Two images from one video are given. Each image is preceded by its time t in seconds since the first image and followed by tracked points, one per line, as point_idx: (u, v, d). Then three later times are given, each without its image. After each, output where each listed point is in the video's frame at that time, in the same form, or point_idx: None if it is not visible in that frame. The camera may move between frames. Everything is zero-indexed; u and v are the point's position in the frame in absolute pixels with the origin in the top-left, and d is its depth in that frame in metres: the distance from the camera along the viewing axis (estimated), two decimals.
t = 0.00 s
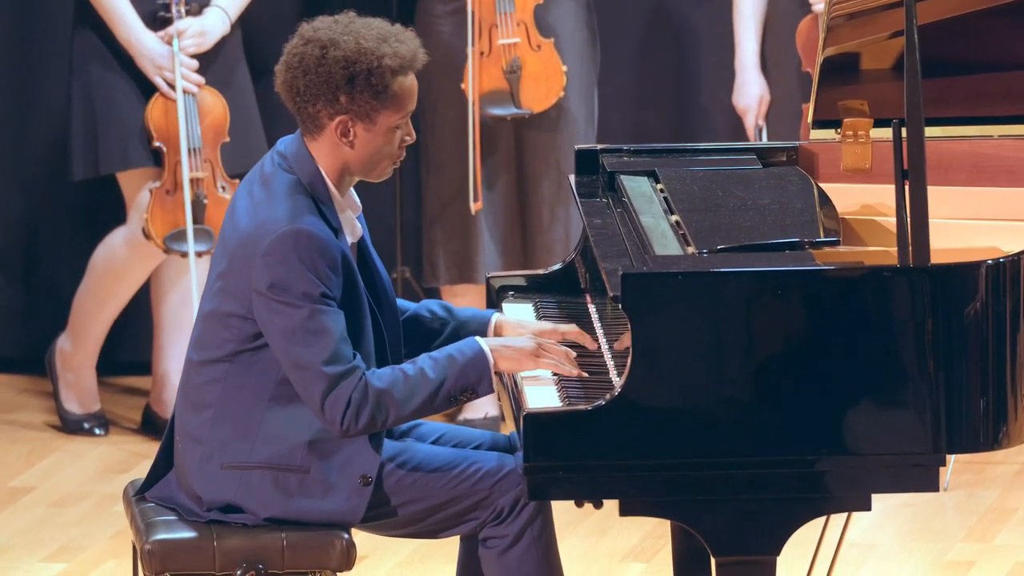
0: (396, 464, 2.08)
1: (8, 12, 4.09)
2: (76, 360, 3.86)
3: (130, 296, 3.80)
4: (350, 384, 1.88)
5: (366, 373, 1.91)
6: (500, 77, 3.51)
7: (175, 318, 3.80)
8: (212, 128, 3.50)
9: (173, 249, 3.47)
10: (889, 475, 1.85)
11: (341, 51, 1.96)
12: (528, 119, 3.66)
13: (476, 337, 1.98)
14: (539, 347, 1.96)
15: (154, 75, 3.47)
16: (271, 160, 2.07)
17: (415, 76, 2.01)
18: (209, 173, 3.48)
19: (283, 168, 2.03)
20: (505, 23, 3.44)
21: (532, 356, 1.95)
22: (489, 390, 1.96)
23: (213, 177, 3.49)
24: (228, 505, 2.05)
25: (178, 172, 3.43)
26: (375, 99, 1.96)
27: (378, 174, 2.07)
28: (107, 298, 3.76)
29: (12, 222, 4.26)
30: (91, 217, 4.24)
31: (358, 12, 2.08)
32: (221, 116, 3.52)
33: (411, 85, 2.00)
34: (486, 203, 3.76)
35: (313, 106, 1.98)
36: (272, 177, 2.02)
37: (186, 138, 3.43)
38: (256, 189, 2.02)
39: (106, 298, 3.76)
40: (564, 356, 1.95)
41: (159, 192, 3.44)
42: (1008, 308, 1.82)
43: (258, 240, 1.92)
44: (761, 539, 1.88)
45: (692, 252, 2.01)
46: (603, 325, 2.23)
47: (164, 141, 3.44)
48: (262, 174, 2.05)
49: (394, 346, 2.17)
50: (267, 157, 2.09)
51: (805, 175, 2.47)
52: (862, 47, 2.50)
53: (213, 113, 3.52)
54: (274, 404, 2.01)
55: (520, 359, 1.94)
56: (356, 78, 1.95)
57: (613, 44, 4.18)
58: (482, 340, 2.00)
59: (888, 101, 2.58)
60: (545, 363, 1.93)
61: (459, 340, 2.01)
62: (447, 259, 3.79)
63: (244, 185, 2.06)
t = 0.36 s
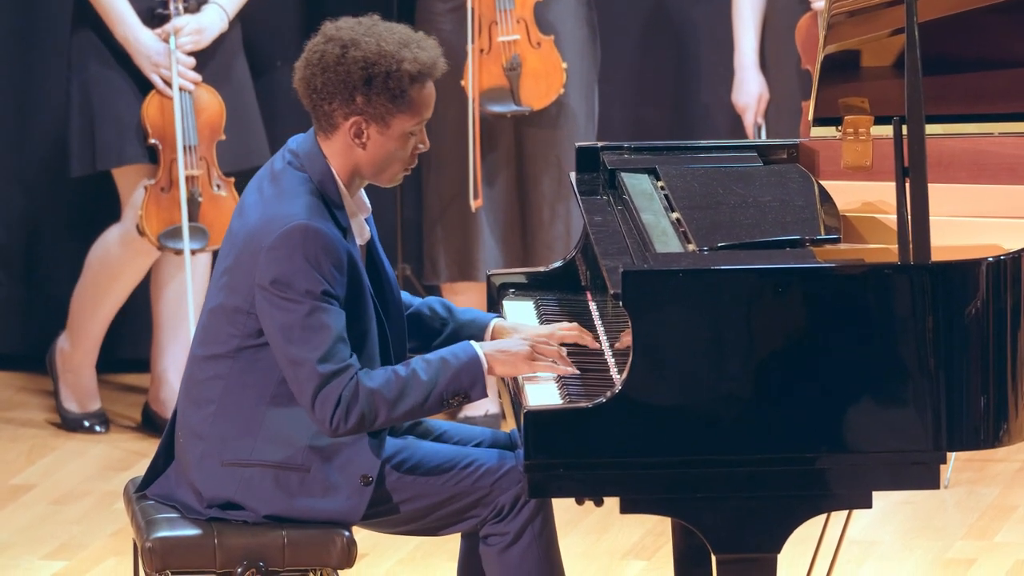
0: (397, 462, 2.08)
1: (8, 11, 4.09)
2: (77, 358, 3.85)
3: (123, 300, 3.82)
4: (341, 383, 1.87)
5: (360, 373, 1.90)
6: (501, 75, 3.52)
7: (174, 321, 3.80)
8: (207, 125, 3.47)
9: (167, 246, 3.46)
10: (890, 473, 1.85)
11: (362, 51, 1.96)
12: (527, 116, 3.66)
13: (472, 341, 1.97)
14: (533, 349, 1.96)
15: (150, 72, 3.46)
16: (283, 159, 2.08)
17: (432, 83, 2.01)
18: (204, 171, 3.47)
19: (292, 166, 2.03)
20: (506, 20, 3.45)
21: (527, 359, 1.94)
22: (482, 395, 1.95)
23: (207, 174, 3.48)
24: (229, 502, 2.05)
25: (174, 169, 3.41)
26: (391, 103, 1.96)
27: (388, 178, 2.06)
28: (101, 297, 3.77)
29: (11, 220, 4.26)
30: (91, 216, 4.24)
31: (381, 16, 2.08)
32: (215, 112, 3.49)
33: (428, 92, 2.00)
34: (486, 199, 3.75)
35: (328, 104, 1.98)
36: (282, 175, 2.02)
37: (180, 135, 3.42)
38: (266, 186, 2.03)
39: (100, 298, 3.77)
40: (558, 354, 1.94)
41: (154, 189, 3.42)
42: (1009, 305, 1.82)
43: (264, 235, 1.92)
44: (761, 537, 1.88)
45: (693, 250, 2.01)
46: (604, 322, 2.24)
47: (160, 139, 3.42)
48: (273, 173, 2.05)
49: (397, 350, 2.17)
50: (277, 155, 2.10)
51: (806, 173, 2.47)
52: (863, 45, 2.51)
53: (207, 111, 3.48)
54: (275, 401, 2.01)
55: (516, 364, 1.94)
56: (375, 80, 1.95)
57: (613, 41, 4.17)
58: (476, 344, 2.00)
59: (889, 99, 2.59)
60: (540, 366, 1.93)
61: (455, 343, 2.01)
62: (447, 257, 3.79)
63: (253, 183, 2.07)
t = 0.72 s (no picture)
0: (397, 461, 2.09)
1: (8, 10, 4.09)
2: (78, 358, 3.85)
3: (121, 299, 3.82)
4: (341, 387, 1.87)
5: (359, 377, 1.90)
6: (500, 73, 3.51)
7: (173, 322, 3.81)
8: (206, 124, 3.47)
9: (166, 244, 3.47)
10: (889, 472, 1.85)
11: (393, 63, 1.96)
12: (527, 115, 3.66)
13: (469, 345, 1.97)
14: (529, 347, 1.94)
15: (149, 71, 3.46)
16: (300, 159, 2.08)
17: (456, 97, 2.02)
18: (202, 170, 3.47)
19: (311, 168, 2.03)
20: (506, 19, 3.44)
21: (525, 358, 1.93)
22: (479, 399, 1.95)
23: (206, 173, 3.48)
24: (229, 500, 2.05)
25: (172, 168, 3.41)
26: (419, 116, 1.97)
27: (405, 186, 2.08)
28: (100, 296, 3.76)
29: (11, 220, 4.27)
30: (90, 215, 4.24)
31: (407, 24, 2.08)
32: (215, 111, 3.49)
33: (453, 106, 2.01)
34: (487, 198, 3.76)
35: (355, 113, 1.98)
36: (299, 175, 2.02)
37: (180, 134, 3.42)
38: (281, 185, 2.03)
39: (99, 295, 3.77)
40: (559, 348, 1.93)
41: (152, 187, 3.41)
42: (1008, 304, 1.81)
43: (279, 235, 1.92)
44: (761, 536, 1.88)
45: (693, 249, 2.01)
46: (603, 321, 2.23)
47: (159, 138, 3.41)
48: (289, 171, 2.05)
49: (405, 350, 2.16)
50: (294, 156, 2.09)
51: (806, 172, 2.47)
52: (863, 44, 2.53)
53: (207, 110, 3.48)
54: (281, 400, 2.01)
55: (515, 363, 1.93)
56: (404, 93, 1.96)
57: (613, 40, 4.17)
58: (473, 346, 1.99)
59: (887, 98, 2.59)
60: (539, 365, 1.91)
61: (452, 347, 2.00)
62: (447, 256, 3.79)
63: (269, 181, 2.07)
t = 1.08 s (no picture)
0: (398, 459, 2.09)
1: (7, 9, 4.09)
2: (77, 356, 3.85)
3: (121, 298, 3.82)
4: (338, 391, 1.87)
5: (355, 381, 1.89)
6: (503, 72, 3.50)
7: (172, 323, 3.82)
8: (205, 122, 3.48)
9: (163, 241, 3.46)
10: (888, 470, 1.85)
11: (418, 76, 1.95)
12: (527, 114, 3.66)
13: (463, 350, 1.97)
14: (524, 355, 1.94)
15: (147, 69, 3.47)
16: (321, 161, 2.08)
17: (478, 108, 2.03)
18: (201, 166, 3.47)
19: (332, 172, 2.03)
20: (507, 18, 3.44)
21: (519, 366, 1.93)
22: (472, 406, 1.96)
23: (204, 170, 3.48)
24: (228, 498, 2.05)
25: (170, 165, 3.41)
26: (442, 128, 1.97)
27: (425, 194, 2.08)
28: (99, 295, 3.76)
29: (10, 219, 4.26)
30: (90, 214, 4.24)
31: (429, 32, 2.08)
32: (212, 107, 3.50)
33: (475, 117, 2.02)
34: (490, 197, 3.76)
35: (378, 125, 1.98)
36: (320, 177, 2.02)
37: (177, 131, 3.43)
38: (303, 186, 2.03)
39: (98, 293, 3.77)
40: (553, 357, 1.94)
41: (150, 183, 3.42)
42: (1007, 304, 1.81)
43: (296, 235, 1.92)
44: (760, 535, 1.88)
45: (692, 248, 2.01)
46: (603, 321, 2.23)
47: (157, 134, 3.42)
48: (309, 173, 2.05)
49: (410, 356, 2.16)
50: (316, 158, 2.09)
51: (805, 171, 2.47)
52: (861, 43, 2.53)
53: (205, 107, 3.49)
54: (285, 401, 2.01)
55: (506, 371, 1.93)
56: (428, 106, 1.96)
57: (613, 39, 4.17)
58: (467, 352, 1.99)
59: (888, 97, 2.60)
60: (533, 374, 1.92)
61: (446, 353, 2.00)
62: (447, 255, 3.79)
63: (289, 181, 2.07)
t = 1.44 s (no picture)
0: (399, 458, 2.09)
1: (7, 9, 4.09)
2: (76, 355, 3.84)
3: (119, 297, 3.82)
4: (339, 387, 1.87)
5: (356, 378, 1.89)
6: (502, 73, 3.50)
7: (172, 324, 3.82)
8: (201, 120, 3.49)
9: (157, 239, 3.46)
10: (888, 470, 1.85)
11: (423, 79, 1.95)
12: (527, 114, 3.66)
13: (459, 354, 1.97)
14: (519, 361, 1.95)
15: (144, 68, 3.47)
16: (329, 162, 2.08)
17: (485, 108, 2.02)
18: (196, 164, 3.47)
19: (342, 173, 2.03)
20: (506, 18, 3.44)
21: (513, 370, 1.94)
22: (468, 406, 1.96)
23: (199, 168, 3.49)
24: (228, 497, 2.05)
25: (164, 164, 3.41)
26: (448, 130, 1.97)
27: (433, 193, 2.09)
28: (98, 294, 3.76)
29: (9, 219, 4.26)
30: (89, 214, 4.24)
31: (435, 31, 2.07)
32: (208, 106, 3.51)
33: (482, 117, 2.01)
34: (488, 198, 3.75)
35: (385, 128, 1.98)
36: (328, 178, 2.02)
37: (172, 130, 3.42)
38: (311, 186, 2.03)
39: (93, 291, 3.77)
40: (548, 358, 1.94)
41: (145, 181, 3.42)
42: (1007, 304, 1.81)
43: (305, 233, 1.92)
44: (759, 535, 1.88)
45: (690, 248, 2.01)
46: (602, 322, 2.22)
47: (153, 133, 3.41)
48: (317, 172, 2.05)
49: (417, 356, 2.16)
50: (326, 159, 2.09)
51: (804, 172, 2.47)
52: (861, 43, 2.55)
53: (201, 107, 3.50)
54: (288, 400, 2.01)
55: (500, 375, 1.94)
56: (434, 109, 1.95)
57: (612, 39, 4.17)
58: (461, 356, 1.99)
59: (886, 98, 2.61)
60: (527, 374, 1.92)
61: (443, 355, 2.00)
62: (447, 255, 3.79)
63: (299, 181, 2.07)
